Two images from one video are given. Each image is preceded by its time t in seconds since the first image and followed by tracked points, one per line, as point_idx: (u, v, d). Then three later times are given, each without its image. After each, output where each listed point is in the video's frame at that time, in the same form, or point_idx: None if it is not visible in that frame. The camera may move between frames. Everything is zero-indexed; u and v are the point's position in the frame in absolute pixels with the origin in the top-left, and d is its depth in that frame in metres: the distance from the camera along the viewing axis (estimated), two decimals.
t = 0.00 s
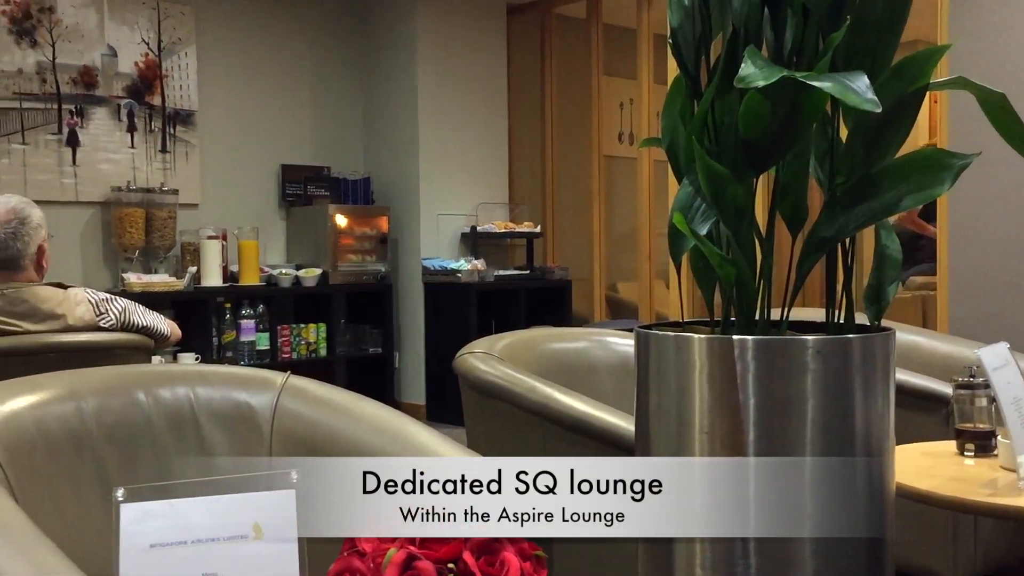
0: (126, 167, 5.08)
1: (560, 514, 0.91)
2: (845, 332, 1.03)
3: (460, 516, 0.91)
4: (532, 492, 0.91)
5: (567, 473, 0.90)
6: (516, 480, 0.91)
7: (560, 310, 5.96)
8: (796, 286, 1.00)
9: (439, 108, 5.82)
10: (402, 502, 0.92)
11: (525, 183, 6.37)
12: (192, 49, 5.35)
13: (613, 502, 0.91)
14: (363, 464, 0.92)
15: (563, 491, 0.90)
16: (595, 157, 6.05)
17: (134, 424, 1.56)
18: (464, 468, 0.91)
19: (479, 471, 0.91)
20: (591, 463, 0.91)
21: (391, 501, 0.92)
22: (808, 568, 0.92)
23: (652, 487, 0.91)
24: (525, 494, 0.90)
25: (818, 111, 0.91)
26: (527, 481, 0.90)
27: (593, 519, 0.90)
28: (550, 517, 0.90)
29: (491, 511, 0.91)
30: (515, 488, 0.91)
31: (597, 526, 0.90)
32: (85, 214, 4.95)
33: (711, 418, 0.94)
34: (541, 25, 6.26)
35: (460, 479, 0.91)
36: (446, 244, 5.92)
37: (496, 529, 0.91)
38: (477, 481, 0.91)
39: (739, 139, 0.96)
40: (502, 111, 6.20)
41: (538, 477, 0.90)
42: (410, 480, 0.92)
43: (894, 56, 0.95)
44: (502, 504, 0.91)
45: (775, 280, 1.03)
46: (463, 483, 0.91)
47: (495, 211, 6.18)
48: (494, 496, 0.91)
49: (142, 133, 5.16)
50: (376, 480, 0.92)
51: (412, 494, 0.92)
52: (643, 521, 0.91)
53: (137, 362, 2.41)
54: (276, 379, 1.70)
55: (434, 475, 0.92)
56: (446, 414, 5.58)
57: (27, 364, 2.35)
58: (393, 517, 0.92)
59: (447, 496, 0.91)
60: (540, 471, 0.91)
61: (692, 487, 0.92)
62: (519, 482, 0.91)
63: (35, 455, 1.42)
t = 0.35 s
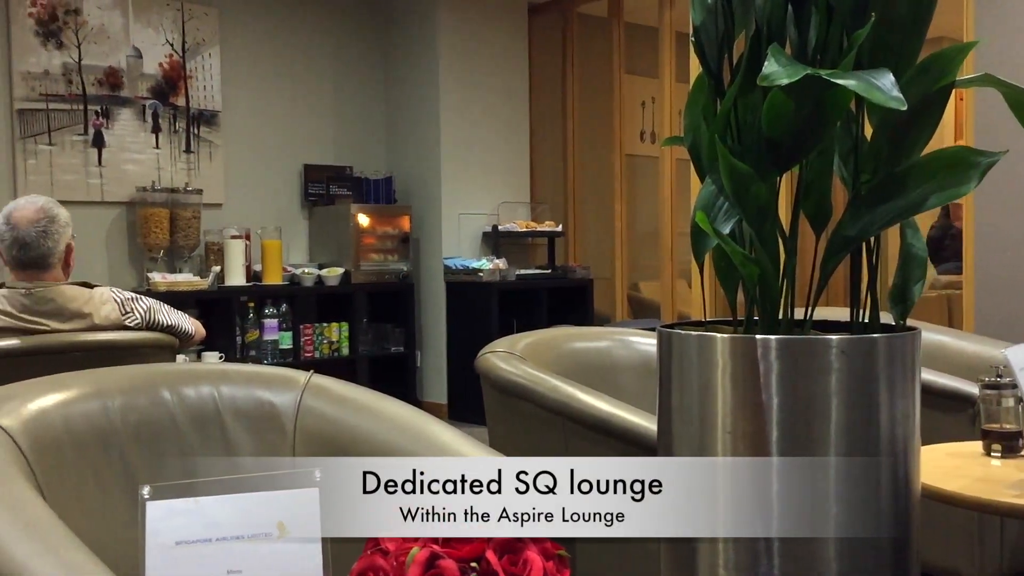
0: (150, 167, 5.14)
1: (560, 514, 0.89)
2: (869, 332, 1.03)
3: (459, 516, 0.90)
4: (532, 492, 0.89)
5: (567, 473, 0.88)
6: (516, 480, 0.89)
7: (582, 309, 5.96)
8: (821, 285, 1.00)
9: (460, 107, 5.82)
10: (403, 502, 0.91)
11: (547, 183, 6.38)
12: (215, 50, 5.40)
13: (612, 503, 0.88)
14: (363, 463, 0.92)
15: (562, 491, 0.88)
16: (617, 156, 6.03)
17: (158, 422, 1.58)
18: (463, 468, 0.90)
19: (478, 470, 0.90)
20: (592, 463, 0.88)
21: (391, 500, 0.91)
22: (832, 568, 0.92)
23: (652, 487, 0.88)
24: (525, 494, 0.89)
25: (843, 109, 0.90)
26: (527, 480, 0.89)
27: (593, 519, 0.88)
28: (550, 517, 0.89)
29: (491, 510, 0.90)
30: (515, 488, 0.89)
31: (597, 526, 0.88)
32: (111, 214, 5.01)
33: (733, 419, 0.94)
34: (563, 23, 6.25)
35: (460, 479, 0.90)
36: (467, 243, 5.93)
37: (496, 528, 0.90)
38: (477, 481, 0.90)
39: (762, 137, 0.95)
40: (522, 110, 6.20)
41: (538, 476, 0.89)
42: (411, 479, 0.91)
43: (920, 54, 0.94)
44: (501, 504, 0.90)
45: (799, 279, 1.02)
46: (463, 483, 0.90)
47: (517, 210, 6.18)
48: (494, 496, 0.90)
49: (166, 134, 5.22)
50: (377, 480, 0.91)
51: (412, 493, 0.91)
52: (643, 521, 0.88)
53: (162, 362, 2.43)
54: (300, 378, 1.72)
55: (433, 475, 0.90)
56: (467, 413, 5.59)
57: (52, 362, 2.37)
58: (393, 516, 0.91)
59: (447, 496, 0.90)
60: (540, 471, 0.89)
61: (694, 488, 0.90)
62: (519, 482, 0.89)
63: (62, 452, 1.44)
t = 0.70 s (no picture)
0: (169, 168, 5.19)
1: (560, 514, 0.89)
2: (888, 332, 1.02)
3: (459, 516, 0.90)
4: (532, 492, 0.89)
5: (566, 473, 0.88)
6: (516, 480, 0.89)
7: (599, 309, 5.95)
8: (838, 286, 0.99)
9: (476, 108, 5.83)
10: (402, 502, 0.91)
11: (562, 183, 6.37)
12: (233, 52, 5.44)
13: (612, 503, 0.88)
14: (363, 464, 0.92)
15: (562, 491, 0.88)
16: (634, 156, 6.02)
17: (178, 422, 1.59)
18: (463, 468, 0.90)
19: (478, 470, 0.90)
20: (591, 463, 0.88)
21: (391, 501, 0.91)
22: (851, 569, 0.91)
23: (652, 487, 0.87)
24: (525, 494, 0.89)
25: (861, 107, 0.89)
26: (527, 481, 0.89)
27: (593, 520, 0.88)
28: (550, 518, 0.89)
29: (491, 511, 0.90)
30: (514, 488, 0.89)
31: (597, 526, 0.88)
32: (130, 215, 5.06)
33: (751, 420, 0.93)
34: (579, 23, 6.24)
35: (460, 479, 0.90)
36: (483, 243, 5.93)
37: (496, 529, 0.90)
38: (476, 481, 0.90)
39: (780, 136, 0.95)
40: (539, 111, 6.20)
41: (538, 477, 0.89)
42: (410, 480, 0.91)
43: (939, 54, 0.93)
44: (501, 504, 0.89)
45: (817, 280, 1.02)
46: (462, 484, 0.90)
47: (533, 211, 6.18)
48: (493, 496, 0.89)
49: (185, 135, 5.26)
50: (377, 480, 0.92)
51: (412, 494, 0.91)
52: (644, 521, 0.87)
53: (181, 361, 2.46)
54: (317, 378, 1.74)
55: (433, 475, 0.90)
56: (483, 413, 5.60)
57: (73, 362, 2.39)
58: (394, 517, 0.91)
59: (446, 496, 0.90)
60: (540, 471, 0.89)
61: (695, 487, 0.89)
62: (519, 482, 0.89)
63: (83, 450, 1.45)
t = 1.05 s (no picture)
0: (185, 171, 5.23)
1: (560, 514, 0.88)
2: (905, 334, 1.01)
3: (459, 516, 0.90)
4: (532, 492, 0.88)
5: (567, 473, 0.88)
6: (516, 480, 0.88)
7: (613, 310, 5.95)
8: (856, 287, 0.98)
9: (490, 109, 5.83)
10: (402, 502, 0.91)
11: (577, 185, 6.37)
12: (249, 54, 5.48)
13: (611, 504, 0.87)
14: (363, 464, 0.92)
15: (562, 491, 0.88)
16: (648, 157, 6.01)
17: (195, 422, 1.61)
18: (463, 468, 0.89)
19: (479, 470, 0.89)
20: (591, 463, 0.87)
21: (391, 501, 0.92)
22: (868, 569, 0.90)
23: (652, 487, 0.87)
24: (525, 494, 0.88)
25: (876, 109, 0.89)
26: (527, 481, 0.88)
27: (593, 520, 0.88)
28: (550, 517, 0.88)
29: (491, 510, 0.89)
30: (515, 488, 0.89)
31: (597, 526, 0.87)
32: (146, 217, 5.10)
33: (768, 422, 0.93)
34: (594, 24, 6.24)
35: (460, 479, 0.90)
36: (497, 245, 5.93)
37: (496, 529, 0.90)
38: (476, 481, 0.89)
39: (796, 137, 0.95)
40: (553, 112, 6.20)
41: (538, 477, 0.88)
42: (410, 480, 0.91)
43: (956, 54, 0.93)
44: (501, 504, 0.89)
45: (834, 280, 1.01)
46: (462, 483, 0.89)
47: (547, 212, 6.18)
48: (493, 496, 0.89)
49: (201, 138, 5.30)
50: (377, 480, 0.92)
51: (412, 494, 0.91)
52: (644, 521, 0.87)
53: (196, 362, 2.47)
54: (332, 379, 1.74)
55: (433, 475, 0.90)
56: (498, 414, 5.60)
57: (91, 363, 2.41)
58: (394, 517, 0.91)
59: (446, 496, 0.90)
60: (541, 471, 0.88)
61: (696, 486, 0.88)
62: (519, 482, 0.89)
63: (100, 450, 1.47)
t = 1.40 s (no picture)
0: (205, 170, 5.27)
1: (560, 514, 0.88)
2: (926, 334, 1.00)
3: (459, 516, 0.89)
4: (532, 492, 0.88)
5: (567, 473, 0.87)
6: (516, 480, 0.88)
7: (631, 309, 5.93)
8: (877, 286, 0.98)
9: (509, 107, 5.83)
10: (402, 502, 0.91)
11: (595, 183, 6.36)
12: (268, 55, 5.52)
13: (612, 503, 0.87)
14: (364, 464, 0.92)
15: (562, 491, 0.87)
16: (668, 155, 6.00)
17: (215, 420, 1.62)
18: (463, 468, 0.89)
19: (479, 470, 0.89)
20: (591, 464, 0.87)
21: (391, 501, 0.91)
22: (890, 570, 0.90)
23: (652, 487, 0.86)
24: (525, 494, 0.88)
25: (898, 106, 0.89)
26: (527, 481, 0.88)
27: (594, 519, 0.87)
28: (550, 517, 0.88)
29: (491, 510, 0.89)
30: (514, 488, 0.88)
31: (597, 526, 0.87)
32: (167, 216, 5.15)
33: (788, 421, 0.92)
34: (612, 22, 6.22)
35: (460, 479, 0.89)
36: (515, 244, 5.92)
37: (497, 529, 0.89)
38: (477, 481, 0.89)
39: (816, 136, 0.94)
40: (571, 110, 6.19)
41: (538, 477, 0.88)
42: (411, 480, 0.90)
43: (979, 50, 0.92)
44: (501, 504, 0.89)
45: (855, 279, 1.00)
46: (462, 483, 0.89)
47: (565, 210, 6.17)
48: (494, 496, 0.89)
49: (220, 138, 5.34)
50: (377, 480, 0.91)
51: (412, 493, 0.91)
52: (643, 521, 0.86)
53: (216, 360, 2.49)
54: (351, 378, 1.76)
55: (433, 475, 0.90)
56: (516, 413, 5.61)
57: (113, 362, 2.44)
58: (394, 517, 0.91)
59: (446, 496, 0.89)
60: (540, 471, 0.88)
61: (697, 485, 0.86)
62: (519, 482, 0.88)
63: (122, 446, 1.48)
